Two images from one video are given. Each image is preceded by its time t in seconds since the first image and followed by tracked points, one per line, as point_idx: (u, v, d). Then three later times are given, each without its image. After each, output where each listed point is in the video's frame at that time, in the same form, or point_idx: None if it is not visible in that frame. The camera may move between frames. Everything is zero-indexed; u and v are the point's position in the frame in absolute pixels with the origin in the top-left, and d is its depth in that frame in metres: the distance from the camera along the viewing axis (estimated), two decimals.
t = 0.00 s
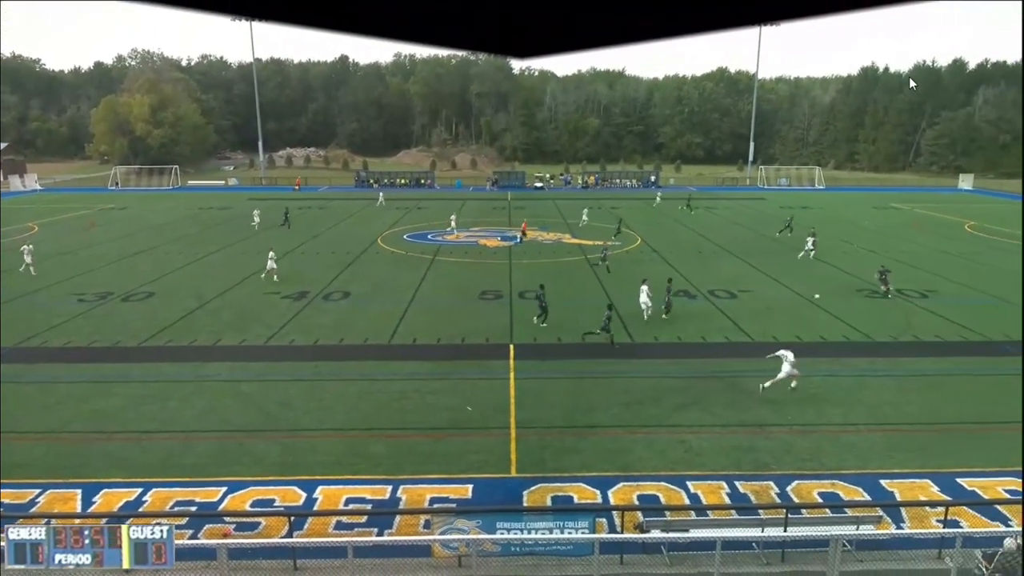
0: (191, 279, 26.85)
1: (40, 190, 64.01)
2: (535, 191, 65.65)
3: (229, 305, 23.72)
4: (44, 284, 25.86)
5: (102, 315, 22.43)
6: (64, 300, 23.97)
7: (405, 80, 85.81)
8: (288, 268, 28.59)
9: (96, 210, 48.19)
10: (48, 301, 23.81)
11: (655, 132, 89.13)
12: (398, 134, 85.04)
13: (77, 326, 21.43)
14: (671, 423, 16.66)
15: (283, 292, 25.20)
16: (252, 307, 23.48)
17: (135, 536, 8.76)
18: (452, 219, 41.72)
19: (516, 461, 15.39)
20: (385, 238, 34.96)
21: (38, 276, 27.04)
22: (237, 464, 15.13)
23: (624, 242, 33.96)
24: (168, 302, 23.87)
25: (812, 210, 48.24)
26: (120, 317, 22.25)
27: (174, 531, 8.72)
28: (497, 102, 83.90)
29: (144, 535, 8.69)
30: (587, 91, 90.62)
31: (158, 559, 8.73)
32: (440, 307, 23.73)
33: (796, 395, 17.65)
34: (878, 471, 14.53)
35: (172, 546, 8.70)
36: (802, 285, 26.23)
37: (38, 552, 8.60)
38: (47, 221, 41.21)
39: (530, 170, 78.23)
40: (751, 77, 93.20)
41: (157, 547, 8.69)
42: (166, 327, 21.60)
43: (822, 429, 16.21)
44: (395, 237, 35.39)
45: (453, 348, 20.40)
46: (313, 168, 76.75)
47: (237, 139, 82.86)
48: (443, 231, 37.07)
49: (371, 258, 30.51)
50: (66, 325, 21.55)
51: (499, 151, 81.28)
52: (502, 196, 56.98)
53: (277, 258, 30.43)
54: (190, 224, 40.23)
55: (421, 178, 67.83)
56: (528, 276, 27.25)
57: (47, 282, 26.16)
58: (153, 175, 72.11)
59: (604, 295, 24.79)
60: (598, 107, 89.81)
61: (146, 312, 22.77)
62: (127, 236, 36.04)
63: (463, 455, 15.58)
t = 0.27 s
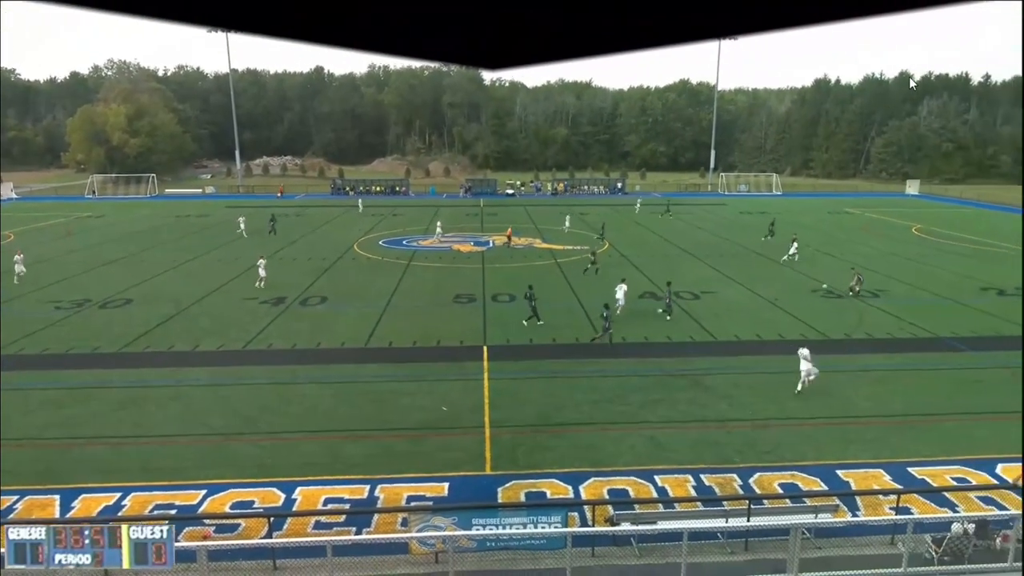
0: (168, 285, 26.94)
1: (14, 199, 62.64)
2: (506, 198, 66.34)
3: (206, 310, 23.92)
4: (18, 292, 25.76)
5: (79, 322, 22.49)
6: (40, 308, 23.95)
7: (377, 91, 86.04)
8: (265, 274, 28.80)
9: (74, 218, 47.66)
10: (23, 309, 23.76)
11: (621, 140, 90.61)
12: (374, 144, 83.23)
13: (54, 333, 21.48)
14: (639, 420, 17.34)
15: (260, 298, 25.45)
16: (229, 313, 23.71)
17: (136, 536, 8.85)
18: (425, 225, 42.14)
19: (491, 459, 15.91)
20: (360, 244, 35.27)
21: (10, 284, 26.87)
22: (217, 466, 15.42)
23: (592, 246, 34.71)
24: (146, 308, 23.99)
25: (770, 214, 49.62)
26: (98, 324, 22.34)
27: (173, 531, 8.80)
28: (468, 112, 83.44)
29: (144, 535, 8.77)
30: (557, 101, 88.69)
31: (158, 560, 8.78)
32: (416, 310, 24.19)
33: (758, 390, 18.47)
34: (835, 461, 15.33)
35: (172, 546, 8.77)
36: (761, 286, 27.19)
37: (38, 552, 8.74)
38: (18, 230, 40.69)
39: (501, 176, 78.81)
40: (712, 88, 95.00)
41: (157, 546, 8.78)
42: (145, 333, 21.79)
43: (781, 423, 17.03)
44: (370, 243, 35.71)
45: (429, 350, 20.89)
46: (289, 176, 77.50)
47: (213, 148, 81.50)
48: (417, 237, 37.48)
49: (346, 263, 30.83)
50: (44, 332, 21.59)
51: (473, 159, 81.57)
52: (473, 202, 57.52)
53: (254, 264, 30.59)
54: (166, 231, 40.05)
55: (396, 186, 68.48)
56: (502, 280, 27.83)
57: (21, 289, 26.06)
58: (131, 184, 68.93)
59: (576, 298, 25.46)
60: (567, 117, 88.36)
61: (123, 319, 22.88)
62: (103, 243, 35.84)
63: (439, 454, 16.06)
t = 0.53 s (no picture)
0: (140, 293, 26.90)
1: None
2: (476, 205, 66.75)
3: (180, 317, 24.02)
4: None
5: (50, 330, 22.43)
6: (9, 316, 23.78)
7: (348, 100, 83.59)
8: (239, 280, 28.90)
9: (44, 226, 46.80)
10: None
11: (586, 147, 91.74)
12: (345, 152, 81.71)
13: (26, 341, 21.42)
14: (604, 417, 18.00)
15: (234, 303, 25.58)
16: (203, 319, 23.83)
17: (135, 537, 9.27)
18: (396, 231, 42.46)
19: (462, 458, 16.36)
20: (334, 250, 35.44)
21: None
22: (191, 470, 15.60)
23: (559, 250, 35.43)
24: (119, 316, 24.00)
25: (726, 219, 51.02)
26: (70, 332, 22.31)
27: (172, 531, 9.22)
28: (436, 121, 85.75)
29: (143, 535, 9.18)
30: (521, 111, 91.96)
31: (158, 559, 9.19)
32: (388, 314, 24.59)
33: (717, 387, 19.31)
34: (789, 453, 16.15)
35: (171, 546, 9.20)
36: (719, 287, 28.18)
37: (39, 551, 9.28)
38: None
39: (470, 184, 79.21)
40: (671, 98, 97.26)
41: (156, 546, 9.19)
42: (117, 339, 21.86)
43: (739, 418, 17.85)
44: (343, 249, 35.92)
45: (401, 353, 21.32)
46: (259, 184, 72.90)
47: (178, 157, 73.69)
48: (389, 243, 37.79)
49: (319, 269, 31.01)
50: (15, 340, 21.52)
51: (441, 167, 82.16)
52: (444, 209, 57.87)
53: (227, 271, 30.61)
54: (136, 239, 39.65)
55: (367, 193, 68.67)
56: (473, 284, 28.36)
57: None
58: (101, 192, 66.01)
59: (544, 300, 26.12)
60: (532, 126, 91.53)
61: (95, 326, 22.88)
62: (74, 251, 35.44)
63: (411, 453, 16.49)
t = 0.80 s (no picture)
0: (111, 300, 26.68)
1: None
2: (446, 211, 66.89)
3: (153, 323, 23.95)
4: None
5: (19, 339, 22.20)
6: None
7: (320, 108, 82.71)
8: (212, 286, 28.80)
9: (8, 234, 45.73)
10: None
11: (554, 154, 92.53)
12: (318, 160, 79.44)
13: None
14: (574, 415, 18.53)
15: (206, 309, 25.55)
16: (175, 325, 23.79)
17: (135, 537, 9.55)
18: (367, 236, 42.50)
19: (435, 458, 16.68)
20: (305, 255, 35.44)
21: None
22: (165, 474, 15.64)
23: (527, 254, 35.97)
24: (89, 323, 23.84)
25: (686, 223, 52.17)
26: (40, 340, 22.12)
27: (173, 531, 9.51)
28: (407, 128, 84.43)
29: (144, 536, 9.48)
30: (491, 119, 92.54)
31: (159, 559, 9.44)
32: (360, 318, 24.83)
33: (682, 384, 20.01)
34: (750, 446, 16.86)
35: (172, 545, 9.46)
36: (681, 288, 29.02)
37: (38, 552, 9.43)
38: None
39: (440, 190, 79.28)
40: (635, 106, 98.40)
41: (157, 546, 9.44)
42: (88, 347, 21.75)
43: (703, 414, 18.55)
44: (315, 254, 35.93)
45: (374, 356, 21.60)
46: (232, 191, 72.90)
47: (156, 164, 70.18)
48: (361, 248, 37.88)
49: (291, 274, 31.02)
50: None
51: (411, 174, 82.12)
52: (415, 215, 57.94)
53: (199, 277, 30.45)
54: (103, 246, 39.09)
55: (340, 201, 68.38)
56: (445, 287, 28.71)
57: None
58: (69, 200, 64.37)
59: (515, 303, 26.62)
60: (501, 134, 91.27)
61: (66, 334, 22.71)
62: (40, 259, 34.84)
63: (386, 454, 16.78)
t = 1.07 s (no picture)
0: (114, 300, 27.02)
1: None
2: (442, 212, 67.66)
3: (155, 324, 24.25)
4: None
5: (23, 339, 22.50)
6: None
7: (318, 113, 83.08)
8: (214, 287, 29.15)
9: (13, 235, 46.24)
10: None
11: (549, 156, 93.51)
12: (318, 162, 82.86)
13: None
14: (569, 414, 18.86)
15: (207, 310, 25.84)
16: (176, 326, 24.07)
17: (135, 536, 9.64)
18: (366, 238, 42.98)
19: (434, 456, 16.96)
20: (305, 256, 35.86)
21: None
22: (167, 473, 15.86)
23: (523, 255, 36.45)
24: (92, 323, 24.13)
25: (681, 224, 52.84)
26: (43, 340, 22.41)
27: (172, 531, 9.65)
28: (405, 132, 86.14)
29: (144, 534, 9.60)
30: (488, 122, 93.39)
31: (159, 560, 9.64)
32: (359, 318, 25.16)
33: (675, 383, 20.38)
34: (742, 443, 17.21)
35: (171, 546, 9.64)
36: (676, 288, 29.46)
37: (39, 552, 9.76)
38: None
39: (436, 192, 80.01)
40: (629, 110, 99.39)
41: (157, 546, 9.61)
42: (91, 347, 22.01)
43: (696, 411, 18.91)
44: (315, 255, 36.37)
45: (372, 356, 21.92)
46: (233, 194, 73.27)
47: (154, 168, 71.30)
48: (360, 249, 38.31)
49: (291, 275, 31.42)
50: None
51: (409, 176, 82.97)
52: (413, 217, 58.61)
53: (201, 277, 30.83)
54: (106, 247, 39.56)
55: (338, 202, 68.91)
56: (443, 288, 29.09)
57: None
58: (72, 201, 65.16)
59: (512, 303, 26.99)
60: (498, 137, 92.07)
61: (68, 334, 22.99)
62: (46, 259, 35.33)
63: (385, 452, 17.06)
